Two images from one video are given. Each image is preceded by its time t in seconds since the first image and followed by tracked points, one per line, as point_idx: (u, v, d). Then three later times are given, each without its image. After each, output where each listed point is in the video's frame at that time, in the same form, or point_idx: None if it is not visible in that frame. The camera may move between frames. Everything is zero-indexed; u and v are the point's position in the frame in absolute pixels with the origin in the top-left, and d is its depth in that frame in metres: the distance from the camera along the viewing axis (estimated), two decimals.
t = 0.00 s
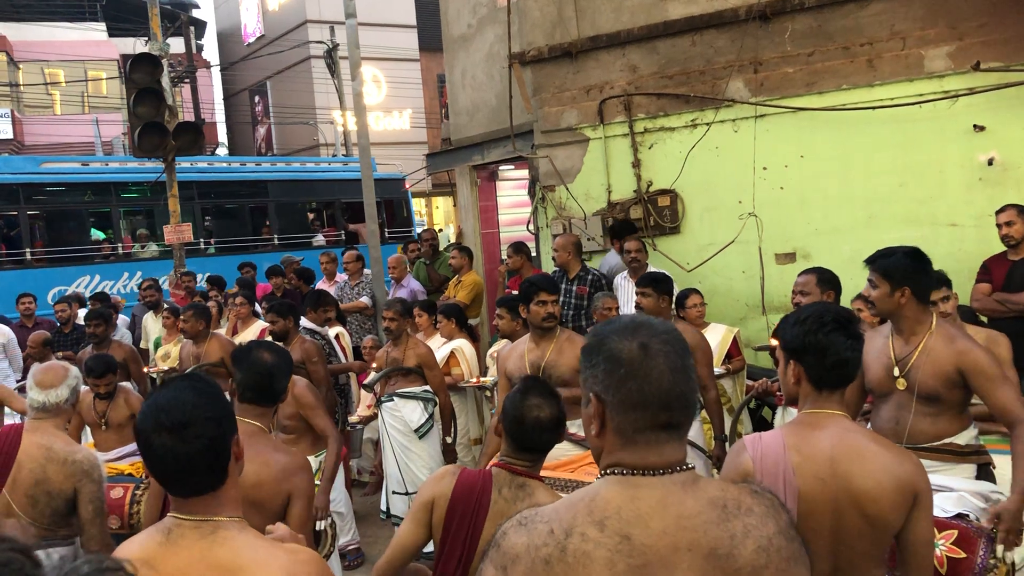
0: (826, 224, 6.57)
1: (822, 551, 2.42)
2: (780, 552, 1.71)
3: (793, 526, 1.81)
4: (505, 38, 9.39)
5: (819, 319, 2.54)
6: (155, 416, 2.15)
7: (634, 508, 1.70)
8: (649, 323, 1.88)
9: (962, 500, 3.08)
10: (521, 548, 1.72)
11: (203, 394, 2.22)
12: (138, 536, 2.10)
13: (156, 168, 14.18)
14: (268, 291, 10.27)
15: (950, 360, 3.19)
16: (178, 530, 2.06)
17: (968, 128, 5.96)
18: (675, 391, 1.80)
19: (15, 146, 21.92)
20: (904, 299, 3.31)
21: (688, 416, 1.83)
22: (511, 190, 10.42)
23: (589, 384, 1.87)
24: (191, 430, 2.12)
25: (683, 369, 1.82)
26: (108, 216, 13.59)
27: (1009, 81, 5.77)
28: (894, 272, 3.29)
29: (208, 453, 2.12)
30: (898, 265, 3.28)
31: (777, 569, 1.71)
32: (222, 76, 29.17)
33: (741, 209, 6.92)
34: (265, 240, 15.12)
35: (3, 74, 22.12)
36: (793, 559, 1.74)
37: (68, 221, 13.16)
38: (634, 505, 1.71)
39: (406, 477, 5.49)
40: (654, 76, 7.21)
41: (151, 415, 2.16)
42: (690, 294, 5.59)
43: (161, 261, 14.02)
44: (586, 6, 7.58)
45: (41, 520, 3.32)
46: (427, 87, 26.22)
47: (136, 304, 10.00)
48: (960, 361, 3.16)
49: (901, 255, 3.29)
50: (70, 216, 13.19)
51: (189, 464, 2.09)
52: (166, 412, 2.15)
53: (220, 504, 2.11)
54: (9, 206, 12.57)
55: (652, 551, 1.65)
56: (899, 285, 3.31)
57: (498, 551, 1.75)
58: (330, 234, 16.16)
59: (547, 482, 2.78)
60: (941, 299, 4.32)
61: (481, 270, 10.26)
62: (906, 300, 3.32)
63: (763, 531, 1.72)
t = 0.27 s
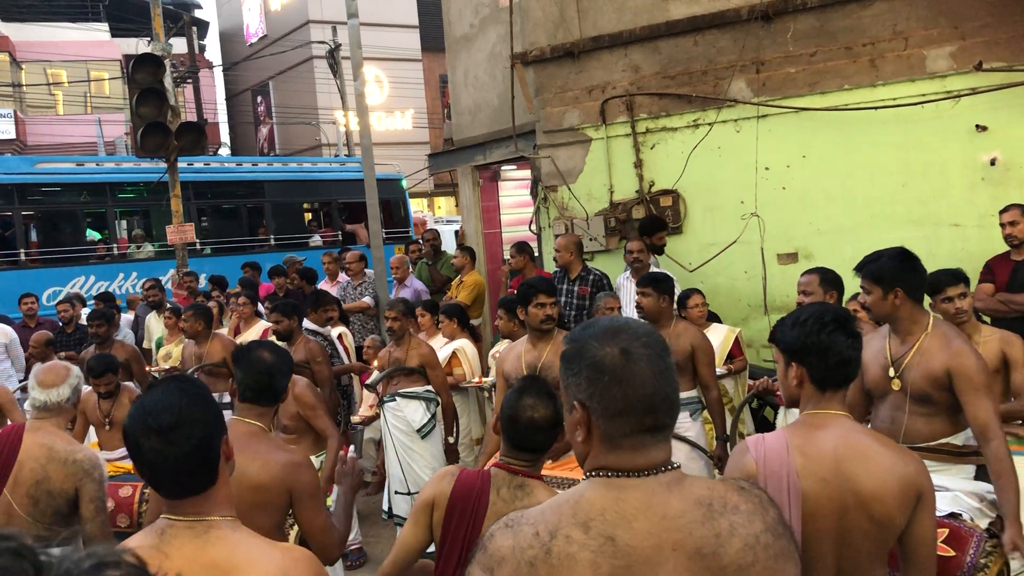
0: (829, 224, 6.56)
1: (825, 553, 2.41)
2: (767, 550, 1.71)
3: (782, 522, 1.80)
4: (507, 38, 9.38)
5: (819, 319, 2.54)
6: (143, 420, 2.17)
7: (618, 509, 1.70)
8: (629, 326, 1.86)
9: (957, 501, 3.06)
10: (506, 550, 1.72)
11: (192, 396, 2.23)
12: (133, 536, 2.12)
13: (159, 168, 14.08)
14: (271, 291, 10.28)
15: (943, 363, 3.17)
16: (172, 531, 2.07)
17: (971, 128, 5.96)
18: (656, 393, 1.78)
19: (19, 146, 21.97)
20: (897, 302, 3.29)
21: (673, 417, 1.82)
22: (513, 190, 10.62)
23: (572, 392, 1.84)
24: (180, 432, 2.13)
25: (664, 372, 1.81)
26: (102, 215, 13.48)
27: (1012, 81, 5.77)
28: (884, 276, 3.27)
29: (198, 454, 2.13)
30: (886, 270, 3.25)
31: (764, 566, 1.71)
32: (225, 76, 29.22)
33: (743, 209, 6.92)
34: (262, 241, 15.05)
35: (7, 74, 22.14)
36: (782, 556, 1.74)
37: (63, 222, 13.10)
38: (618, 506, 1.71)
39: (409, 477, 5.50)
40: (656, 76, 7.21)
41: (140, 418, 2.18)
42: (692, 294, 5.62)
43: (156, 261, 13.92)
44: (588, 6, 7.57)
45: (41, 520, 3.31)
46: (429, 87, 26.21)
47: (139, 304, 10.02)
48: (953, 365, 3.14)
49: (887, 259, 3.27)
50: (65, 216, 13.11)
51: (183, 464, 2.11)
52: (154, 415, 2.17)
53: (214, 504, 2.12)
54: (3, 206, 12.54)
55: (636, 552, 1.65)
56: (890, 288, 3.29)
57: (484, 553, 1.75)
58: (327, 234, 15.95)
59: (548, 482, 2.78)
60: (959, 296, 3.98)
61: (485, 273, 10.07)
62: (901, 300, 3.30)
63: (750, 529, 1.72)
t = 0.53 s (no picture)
0: (828, 226, 6.57)
1: (824, 553, 2.42)
2: (746, 545, 1.69)
3: (761, 517, 1.79)
4: (507, 40, 9.39)
5: (825, 322, 2.54)
6: (135, 419, 2.18)
7: (595, 509, 1.68)
8: (601, 330, 1.84)
9: (952, 503, 3.09)
10: (487, 554, 1.68)
11: (184, 396, 2.24)
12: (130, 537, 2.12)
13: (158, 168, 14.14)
14: (270, 292, 10.28)
15: (933, 366, 3.16)
16: (164, 532, 2.06)
17: (970, 131, 5.96)
18: (628, 395, 1.77)
19: (18, 147, 21.95)
20: (888, 304, 3.31)
21: (647, 418, 1.81)
22: (513, 192, 10.43)
23: (547, 397, 1.82)
24: (171, 430, 2.14)
25: (636, 373, 1.80)
26: (94, 216, 13.40)
27: (1012, 84, 5.77)
28: (874, 280, 3.29)
29: (191, 452, 2.13)
30: (876, 273, 3.28)
31: (743, 563, 1.69)
32: (224, 77, 29.22)
33: (743, 211, 6.92)
34: (256, 242, 15.02)
35: (6, 74, 22.12)
36: (761, 549, 1.72)
37: (55, 223, 13.02)
38: (594, 506, 1.69)
39: (408, 478, 5.51)
40: (656, 77, 7.21)
41: (132, 417, 2.19)
42: (692, 296, 5.60)
43: (149, 262, 13.84)
44: (588, 8, 7.58)
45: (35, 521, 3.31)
46: (430, 88, 26.20)
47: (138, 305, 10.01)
48: (943, 368, 3.13)
49: (877, 262, 3.30)
50: (58, 217, 13.05)
51: (173, 465, 2.11)
52: (146, 415, 2.18)
53: (205, 504, 2.11)
54: None
55: (614, 551, 1.63)
56: (882, 290, 3.31)
57: (464, 557, 1.71)
58: (321, 236, 15.90)
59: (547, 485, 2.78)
60: (976, 296, 3.90)
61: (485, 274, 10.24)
62: (891, 303, 3.31)
63: (727, 524, 1.70)
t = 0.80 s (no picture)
0: (825, 229, 6.58)
1: (821, 555, 2.43)
2: (721, 539, 1.69)
3: (738, 514, 1.78)
4: (505, 42, 9.40)
5: (821, 323, 2.56)
6: (124, 421, 2.17)
7: (571, 511, 1.67)
8: (568, 335, 1.83)
9: (946, 506, 3.16)
10: (464, 563, 1.66)
11: (173, 400, 2.23)
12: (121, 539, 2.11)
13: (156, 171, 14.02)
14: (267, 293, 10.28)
15: (926, 368, 3.17)
16: (155, 535, 2.05)
17: (967, 134, 5.97)
18: (599, 398, 1.76)
19: (15, 148, 21.92)
20: (881, 305, 3.33)
21: (619, 420, 1.81)
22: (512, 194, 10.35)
23: (516, 407, 1.81)
24: (160, 433, 2.13)
25: (605, 376, 1.79)
26: (82, 218, 13.30)
27: (1009, 88, 5.78)
28: (867, 281, 3.33)
29: (175, 459, 2.12)
30: (868, 274, 3.32)
31: (720, 557, 1.68)
32: (222, 79, 29.22)
33: (740, 214, 6.93)
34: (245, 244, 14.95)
35: (3, 75, 22.09)
36: (736, 544, 1.72)
37: (43, 224, 12.89)
38: (570, 508, 1.68)
39: (405, 481, 5.50)
40: (654, 80, 7.22)
41: (121, 419, 2.18)
42: (689, 299, 5.58)
43: (137, 265, 13.73)
44: (586, 11, 7.59)
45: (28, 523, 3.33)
46: (427, 90, 26.20)
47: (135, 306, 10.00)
48: (936, 369, 3.13)
49: (868, 264, 3.34)
50: (45, 218, 12.92)
51: (158, 469, 2.10)
52: (135, 418, 2.17)
53: (192, 507, 2.10)
54: None
55: (591, 551, 1.61)
56: (874, 292, 3.34)
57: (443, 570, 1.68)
58: (312, 238, 15.90)
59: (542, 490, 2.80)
60: (990, 298, 3.89)
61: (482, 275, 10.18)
62: (884, 304, 3.34)
63: (701, 519, 1.70)
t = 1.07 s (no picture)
0: (823, 231, 6.58)
1: (819, 557, 2.42)
2: (700, 537, 1.69)
3: (717, 512, 1.78)
4: (503, 44, 9.41)
5: (811, 326, 2.56)
6: (117, 424, 2.16)
7: (547, 513, 1.68)
8: (535, 340, 1.82)
9: (944, 508, 3.14)
10: (443, 569, 1.66)
11: (167, 403, 2.22)
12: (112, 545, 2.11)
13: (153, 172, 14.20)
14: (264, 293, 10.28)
15: (922, 370, 3.17)
16: (148, 539, 2.05)
17: (964, 137, 5.98)
18: (570, 400, 1.76)
19: (12, 149, 21.89)
20: (875, 305, 3.32)
21: (592, 420, 1.80)
22: (508, 196, 10.59)
23: (489, 413, 1.81)
24: (153, 436, 2.13)
25: (577, 377, 1.79)
26: (68, 220, 13.23)
27: (1006, 90, 5.79)
28: (863, 283, 3.30)
29: (166, 464, 2.11)
30: (866, 275, 3.29)
31: (698, 557, 1.68)
32: (219, 80, 29.20)
33: (737, 216, 6.93)
34: (235, 246, 14.88)
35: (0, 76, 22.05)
36: (716, 542, 1.72)
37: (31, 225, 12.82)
38: (546, 510, 1.68)
39: (401, 482, 5.48)
40: (651, 82, 7.23)
41: (114, 422, 2.18)
42: (686, 300, 5.60)
43: (124, 267, 13.70)
44: (584, 12, 7.60)
45: (24, 525, 3.35)
46: (425, 91, 26.21)
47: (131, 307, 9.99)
48: (932, 371, 3.14)
49: (866, 264, 3.32)
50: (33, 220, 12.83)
51: (146, 474, 2.09)
52: (127, 421, 2.16)
53: (186, 511, 2.10)
54: None
55: (567, 554, 1.61)
56: (869, 292, 3.32)
57: None
58: (301, 240, 15.82)
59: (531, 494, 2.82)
60: (997, 299, 3.85)
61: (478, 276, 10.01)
62: (878, 306, 3.33)
63: (680, 518, 1.70)
